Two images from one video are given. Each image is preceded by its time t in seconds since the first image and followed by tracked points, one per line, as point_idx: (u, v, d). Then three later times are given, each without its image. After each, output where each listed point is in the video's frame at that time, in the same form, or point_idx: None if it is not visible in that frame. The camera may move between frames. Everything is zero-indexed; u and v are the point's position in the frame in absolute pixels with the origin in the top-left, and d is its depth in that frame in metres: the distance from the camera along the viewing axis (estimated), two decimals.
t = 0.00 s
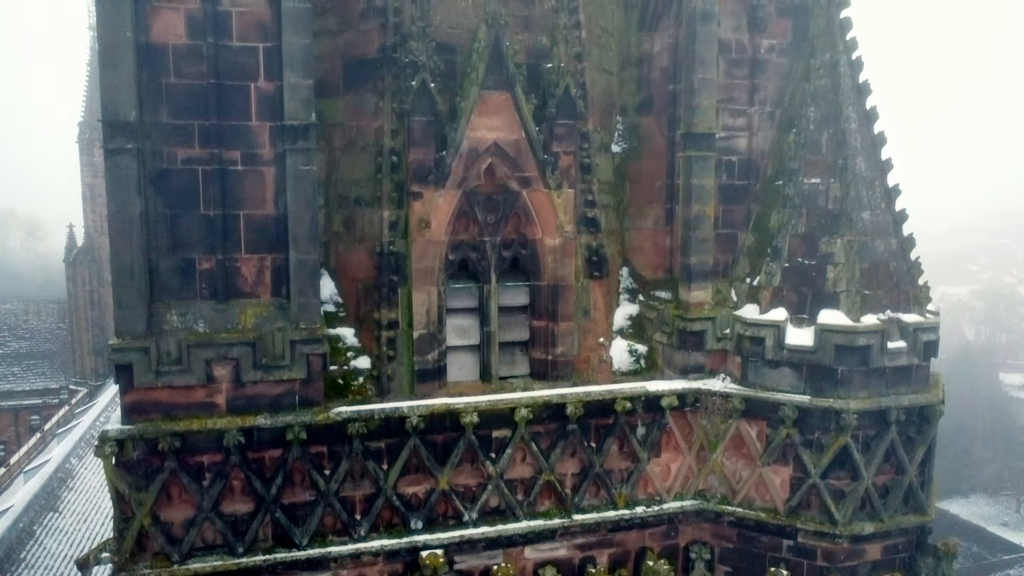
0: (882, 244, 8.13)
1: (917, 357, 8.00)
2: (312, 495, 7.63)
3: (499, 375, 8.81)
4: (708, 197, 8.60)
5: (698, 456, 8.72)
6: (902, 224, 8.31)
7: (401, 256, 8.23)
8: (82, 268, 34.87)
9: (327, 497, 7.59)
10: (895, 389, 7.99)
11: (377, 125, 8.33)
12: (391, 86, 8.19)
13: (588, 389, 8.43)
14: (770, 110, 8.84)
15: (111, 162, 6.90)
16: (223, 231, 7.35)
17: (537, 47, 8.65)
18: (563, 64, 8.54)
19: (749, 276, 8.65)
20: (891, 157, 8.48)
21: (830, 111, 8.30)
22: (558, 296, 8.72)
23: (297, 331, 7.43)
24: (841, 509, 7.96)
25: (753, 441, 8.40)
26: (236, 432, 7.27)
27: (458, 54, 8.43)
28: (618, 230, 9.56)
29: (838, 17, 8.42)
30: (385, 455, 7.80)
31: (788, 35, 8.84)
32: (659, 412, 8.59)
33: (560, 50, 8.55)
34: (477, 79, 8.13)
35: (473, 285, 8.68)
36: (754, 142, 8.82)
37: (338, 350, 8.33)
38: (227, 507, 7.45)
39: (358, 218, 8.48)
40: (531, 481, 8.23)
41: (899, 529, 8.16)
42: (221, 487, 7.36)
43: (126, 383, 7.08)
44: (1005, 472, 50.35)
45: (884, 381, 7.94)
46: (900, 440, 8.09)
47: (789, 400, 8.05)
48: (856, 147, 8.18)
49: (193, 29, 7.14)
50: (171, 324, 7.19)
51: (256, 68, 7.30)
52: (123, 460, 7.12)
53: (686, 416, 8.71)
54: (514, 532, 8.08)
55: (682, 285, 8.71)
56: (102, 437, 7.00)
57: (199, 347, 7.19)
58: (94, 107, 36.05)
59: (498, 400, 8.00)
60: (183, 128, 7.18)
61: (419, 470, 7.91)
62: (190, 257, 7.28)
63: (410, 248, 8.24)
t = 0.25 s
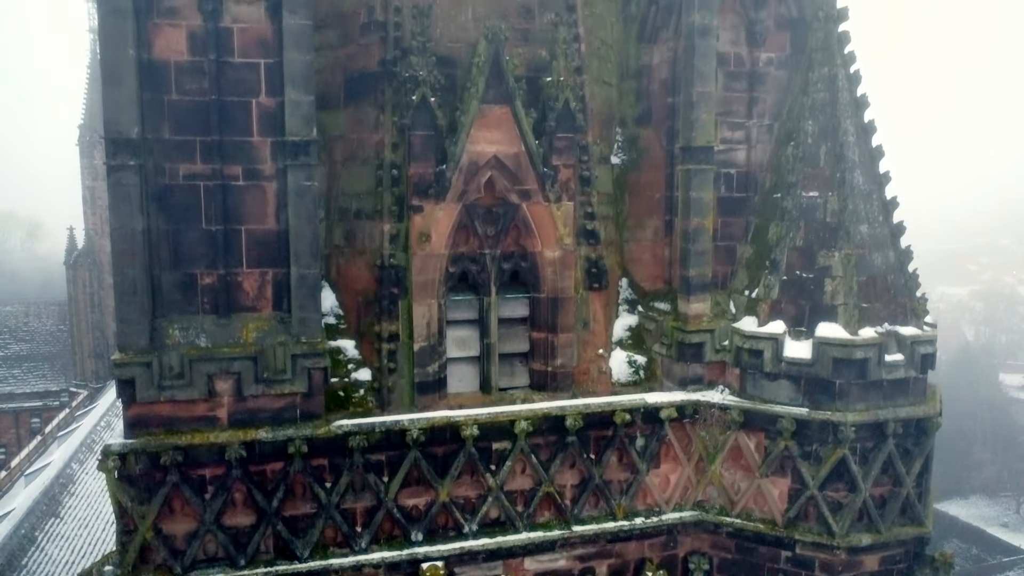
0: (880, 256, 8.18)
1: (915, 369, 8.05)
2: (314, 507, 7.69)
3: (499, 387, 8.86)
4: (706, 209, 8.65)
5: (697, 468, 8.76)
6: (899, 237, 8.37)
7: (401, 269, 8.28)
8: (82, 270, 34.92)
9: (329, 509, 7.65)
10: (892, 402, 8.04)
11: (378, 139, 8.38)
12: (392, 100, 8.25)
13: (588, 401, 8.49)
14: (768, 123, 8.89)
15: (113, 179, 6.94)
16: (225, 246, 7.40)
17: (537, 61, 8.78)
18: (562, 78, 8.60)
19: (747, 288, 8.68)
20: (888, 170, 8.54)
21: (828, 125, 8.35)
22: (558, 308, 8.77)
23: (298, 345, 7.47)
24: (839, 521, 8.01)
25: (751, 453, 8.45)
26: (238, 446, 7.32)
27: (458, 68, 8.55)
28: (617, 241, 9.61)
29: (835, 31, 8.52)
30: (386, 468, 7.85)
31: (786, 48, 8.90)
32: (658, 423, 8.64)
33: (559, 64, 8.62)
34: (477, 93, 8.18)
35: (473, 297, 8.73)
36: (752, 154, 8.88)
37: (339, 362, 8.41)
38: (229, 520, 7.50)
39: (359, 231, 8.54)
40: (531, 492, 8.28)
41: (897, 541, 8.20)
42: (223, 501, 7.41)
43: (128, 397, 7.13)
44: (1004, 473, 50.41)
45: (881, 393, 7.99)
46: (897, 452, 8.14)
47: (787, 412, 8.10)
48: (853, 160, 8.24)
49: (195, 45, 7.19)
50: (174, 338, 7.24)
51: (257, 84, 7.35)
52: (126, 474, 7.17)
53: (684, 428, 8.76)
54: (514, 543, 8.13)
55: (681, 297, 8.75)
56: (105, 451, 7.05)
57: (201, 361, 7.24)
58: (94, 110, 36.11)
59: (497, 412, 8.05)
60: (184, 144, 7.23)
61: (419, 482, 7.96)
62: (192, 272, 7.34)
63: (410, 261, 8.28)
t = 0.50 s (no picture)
0: (878, 270, 8.22)
1: (912, 382, 8.09)
2: (315, 520, 7.74)
3: (499, 398, 8.91)
4: (705, 222, 8.69)
5: (696, 479, 8.81)
6: (897, 250, 8.41)
7: (401, 282, 8.32)
8: (82, 273, 34.98)
9: (329, 522, 7.70)
10: (890, 414, 8.09)
11: (378, 152, 8.43)
12: (392, 113, 8.32)
13: (587, 413, 8.54)
14: (767, 136, 8.94)
15: (115, 195, 6.99)
16: (226, 261, 7.46)
17: (536, 74, 8.87)
18: (561, 91, 8.64)
19: (746, 300, 8.72)
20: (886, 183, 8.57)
21: (827, 139, 8.39)
22: (558, 320, 8.81)
23: (299, 360, 7.51)
24: (837, 532, 8.05)
25: (750, 465, 8.50)
26: (240, 459, 7.36)
27: (458, 82, 8.62)
28: (617, 252, 9.66)
29: (833, 44, 8.51)
30: (386, 480, 7.90)
31: (785, 61, 8.95)
32: (657, 435, 8.69)
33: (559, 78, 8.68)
34: (477, 107, 8.23)
35: (473, 309, 8.78)
36: (750, 167, 8.92)
37: (340, 374, 8.46)
38: (230, 533, 7.55)
39: (360, 243, 8.58)
40: (530, 504, 8.33)
41: (895, 552, 8.24)
42: (224, 514, 7.46)
43: (131, 412, 7.18)
44: (1004, 474, 50.46)
45: (879, 406, 8.04)
46: (895, 465, 8.18)
47: (785, 424, 8.15)
48: (851, 174, 8.28)
49: (197, 62, 7.23)
50: (176, 353, 7.30)
51: (258, 100, 7.39)
52: (128, 488, 7.22)
53: (683, 439, 8.82)
54: (514, 555, 8.18)
55: (680, 309, 8.80)
56: (107, 465, 7.09)
57: (203, 376, 7.29)
58: (94, 113, 36.17)
59: (497, 425, 8.10)
60: (186, 160, 7.28)
61: (420, 495, 8.01)
62: (194, 287, 7.40)
63: (410, 274, 8.33)
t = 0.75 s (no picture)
0: (875, 284, 8.26)
1: (909, 396, 8.15)
2: (315, 533, 7.79)
3: (499, 410, 8.96)
4: (703, 236, 8.74)
5: (694, 491, 8.86)
6: (895, 264, 8.45)
7: (402, 296, 8.37)
8: (82, 275, 35.03)
9: (330, 535, 7.75)
10: (887, 427, 8.14)
11: (378, 167, 8.49)
12: (392, 129, 8.36)
13: (585, 426, 8.61)
14: (765, 149, 8.99)
15: (118, 213, 7.04)
16: (228, 277, 7.51)
17: (536, 88, 8.93)
18: (561, 106, 8.69)
19: (744, 313, 8.77)
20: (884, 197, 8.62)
21: (824, 153, 8.43)
22: (557, 333, 8.87)
23: (300, 375, 7.58)
24: (834, 545, 8.10)
25: (748, 477, 8.55)
26: (241, 474, 7.41)
27: (458, 96, 8.69)
28: (616, 264, 9.72)
29: (831, 59, 8.56)
30: (387, 494, 7.95)
31: (783, 75, 8.98)
32: (655, 447, 8.75)
33: (558, 93, 8.72)
34: (476, 123, 8.28)
35: (473, 322, 8.82)
36: (748, 181, 8.97)
37: (341, 387, 8.51)
38: (232, 546, 7.61)
39: (360, 257, 8.63)
40: (530, 517, 8.38)
41: (892, 565, 8.29)
42: (226, 528, 7.51)
43: (133, 427, 7.24)
44: (1004, 475, 50.49)
45: (876, 420, 8.10)
46: (892, 478, 8.24)
47: (783, 438, 8.20)
48: (849, 188, 8.33)
49: (198, 79, 7.27)
50: (177, 369, 7.35)
51: (259, 117, 7.43)
52: (130, 503, 7.27)
53: (681, 452, 8.86)
54: (513, 567, 8.23)
55: (678, 322, 8.84)
56: (109, 480, 7.14)
57: (204, 392, 7.35)
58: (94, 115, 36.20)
59: (497, 438, 8.15)
60: (188, 177, 7.33)
61: (420, 508, 8.06)
62: (196, 302, 7.45)
63: (410, 288, 8.38)
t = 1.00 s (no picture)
0: (873, 299, 8.31)
1: (906, 411, 8.21)
2: (316, 548, 7.84)
3: (499, 424, 9.01)
4: (701, 252, 8.79)
5: (693, 505, 8.91)
6: (892, 280, 8.50)
7: (402, 312, 8.41)
8: (83, 279, 35.06)
9: (331, 551, 7.81)
10: (884, 442, 8.19)
11: (379, 183, 8.55)
12: (393, 146, 8.42)
13: (584, 441, 8.67)
14: (763, 165, 9.03)
15: (120, 233, 7.09)
16: (229, 295, 7.56)
17: (535, 104, 9.00)
18: (561, 123, 8.74)
19: (743, 328, 8.82)
20: (881, 212, 8.68)
21: (822, 170, 8.48)
22: (556, 347, 8.92)
23: (301, 392, 7.63)
24: (831, 559, 8.17)
25: (746, 491, 8.61)
26: (242, 491, 7.47)
27: (458, 113, 8.75)
28: (615, 278, 9.78)
29: (828, 75, 8.63)
30: (387, 509, 8.00)
31: (781, 90, 9.03)
32: (654, 462, 8.81)
33: (557, 109, 8.78)
34: (476, 140, 8.32)
35: (473, 337, 8.87)
36: (747, 196, 9.02)
37: (342, 402, 8.54)
38: (233, 562, 7.66)
39: (360, 272, 8.69)
40: (529, 531, 8.44)
41: None
42: (227, 543, 7.57)
43: (135, 445, 7.29)
44: (1004, 476, 50.51)
45: (873, 435, 8.15)
46: (888, 492, 8.29)
47: (781, 453, 8.25)
48: (846, 205, 8.37)
49: (199, 99, 7.32)
50: (179, 386, 7.40)
51: (260, 137, 7.48)
52: (133, 519, 7.32)
53: (680, 466, 8.91)
54: None
55: (677, 337, 8.89)
56: (112, 498, 7.19)
57: (206, 409, 7.40)
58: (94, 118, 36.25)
59: (496, 454, 8.21)
60: (190, 196, 7.38)
61: (420, 523, 8.11)
62: (197, 320, 7.50)
63: (410, 304, 8.43)
